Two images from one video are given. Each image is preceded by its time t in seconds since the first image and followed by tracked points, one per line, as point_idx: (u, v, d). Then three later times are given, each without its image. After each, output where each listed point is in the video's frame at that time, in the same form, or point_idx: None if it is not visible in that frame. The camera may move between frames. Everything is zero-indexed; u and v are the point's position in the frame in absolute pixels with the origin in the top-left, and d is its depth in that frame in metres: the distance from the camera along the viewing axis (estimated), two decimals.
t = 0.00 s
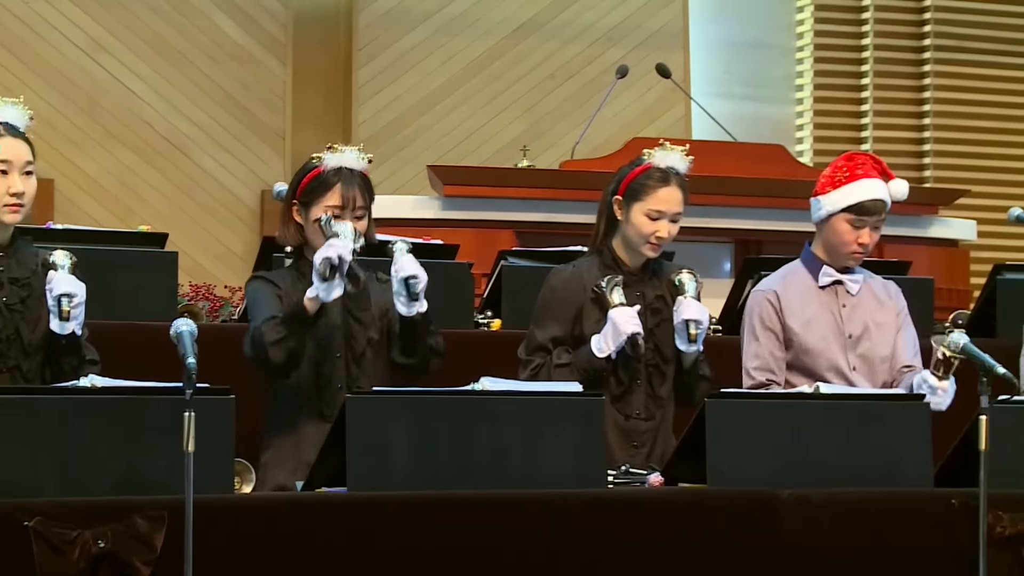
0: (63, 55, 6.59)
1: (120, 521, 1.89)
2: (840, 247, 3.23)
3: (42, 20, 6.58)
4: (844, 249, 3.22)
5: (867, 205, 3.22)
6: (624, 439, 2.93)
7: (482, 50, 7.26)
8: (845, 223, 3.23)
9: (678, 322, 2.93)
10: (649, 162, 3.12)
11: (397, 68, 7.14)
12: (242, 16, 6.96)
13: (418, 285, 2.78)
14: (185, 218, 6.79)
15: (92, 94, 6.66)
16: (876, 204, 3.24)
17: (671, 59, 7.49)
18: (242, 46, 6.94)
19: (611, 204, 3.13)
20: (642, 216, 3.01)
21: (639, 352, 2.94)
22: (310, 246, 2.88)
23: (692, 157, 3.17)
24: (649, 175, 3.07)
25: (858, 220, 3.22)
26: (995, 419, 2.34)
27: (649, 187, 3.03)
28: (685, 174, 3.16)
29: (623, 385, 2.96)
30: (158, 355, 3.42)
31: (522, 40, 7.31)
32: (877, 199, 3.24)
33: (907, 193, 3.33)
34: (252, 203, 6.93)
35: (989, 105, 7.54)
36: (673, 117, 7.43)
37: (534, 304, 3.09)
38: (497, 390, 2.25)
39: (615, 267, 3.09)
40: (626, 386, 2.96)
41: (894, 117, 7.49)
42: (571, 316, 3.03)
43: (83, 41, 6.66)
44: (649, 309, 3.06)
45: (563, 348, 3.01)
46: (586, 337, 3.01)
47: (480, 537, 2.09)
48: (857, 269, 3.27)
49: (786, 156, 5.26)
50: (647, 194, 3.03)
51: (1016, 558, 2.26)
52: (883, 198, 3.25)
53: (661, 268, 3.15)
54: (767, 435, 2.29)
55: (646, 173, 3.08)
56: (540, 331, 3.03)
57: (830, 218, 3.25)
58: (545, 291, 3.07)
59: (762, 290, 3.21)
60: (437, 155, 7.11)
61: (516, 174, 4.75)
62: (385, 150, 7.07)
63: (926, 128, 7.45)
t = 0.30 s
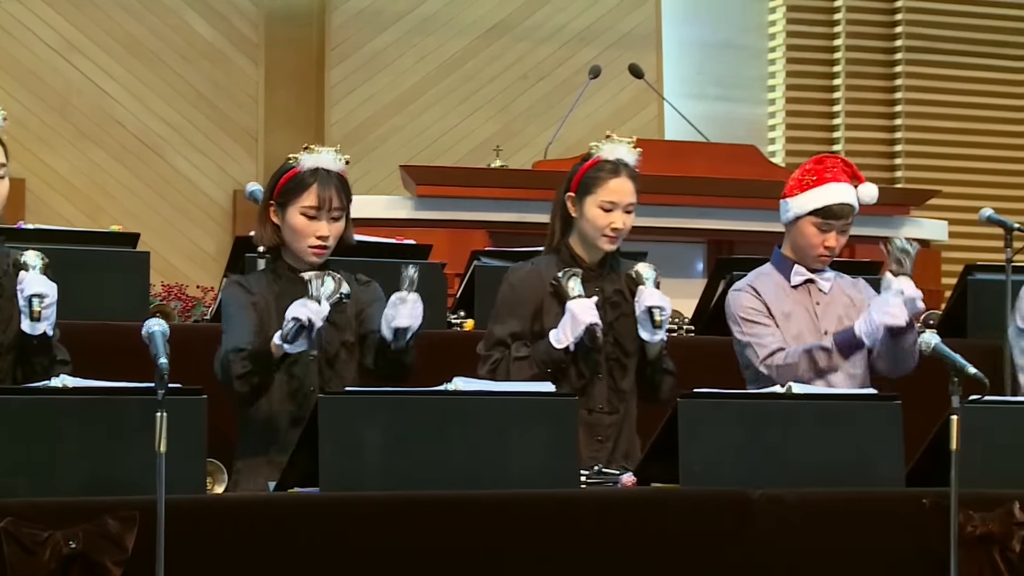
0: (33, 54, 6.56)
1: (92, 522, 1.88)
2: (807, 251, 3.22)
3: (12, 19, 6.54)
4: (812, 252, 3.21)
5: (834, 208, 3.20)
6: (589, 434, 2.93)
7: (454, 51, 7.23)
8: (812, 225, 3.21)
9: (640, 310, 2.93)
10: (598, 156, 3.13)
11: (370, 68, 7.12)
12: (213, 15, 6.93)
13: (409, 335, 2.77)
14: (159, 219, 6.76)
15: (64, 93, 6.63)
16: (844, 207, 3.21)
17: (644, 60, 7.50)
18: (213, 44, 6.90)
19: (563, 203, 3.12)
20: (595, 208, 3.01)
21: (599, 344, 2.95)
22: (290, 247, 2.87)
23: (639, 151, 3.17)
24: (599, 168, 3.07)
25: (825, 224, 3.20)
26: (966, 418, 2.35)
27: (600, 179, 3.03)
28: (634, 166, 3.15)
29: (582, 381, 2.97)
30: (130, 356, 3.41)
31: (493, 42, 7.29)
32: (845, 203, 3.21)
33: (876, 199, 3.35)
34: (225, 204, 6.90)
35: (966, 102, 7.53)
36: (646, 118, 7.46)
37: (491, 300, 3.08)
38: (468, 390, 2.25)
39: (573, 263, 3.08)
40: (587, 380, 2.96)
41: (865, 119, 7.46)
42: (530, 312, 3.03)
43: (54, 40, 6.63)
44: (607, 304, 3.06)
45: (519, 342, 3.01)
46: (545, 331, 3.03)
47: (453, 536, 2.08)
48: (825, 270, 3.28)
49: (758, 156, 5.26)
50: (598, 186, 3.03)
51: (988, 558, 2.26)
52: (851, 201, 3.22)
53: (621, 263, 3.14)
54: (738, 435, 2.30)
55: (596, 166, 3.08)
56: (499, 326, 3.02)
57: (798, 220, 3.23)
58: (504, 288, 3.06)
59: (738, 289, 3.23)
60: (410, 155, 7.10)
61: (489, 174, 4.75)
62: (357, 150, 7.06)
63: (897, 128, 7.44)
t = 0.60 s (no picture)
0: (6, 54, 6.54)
1: (65, 522, 1.88)
2: (798, 246, 3.23)
3: None
4: (803, 248, 3.22)
5: (826, 203, 3.22)
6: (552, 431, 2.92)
7: (429, 51, 7.22)
8: (804, 220, 3.23)
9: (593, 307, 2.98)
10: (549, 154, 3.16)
11: (345, 68, 7.10)
12: (186, 13, 6.89)
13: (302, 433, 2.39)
14: (133, 219, 6.75)
15: (37, 94, 6.62)
16: (834, 202, 3.24)
17: (620, 60, 7.50)
18: (186, 44, 6.87)
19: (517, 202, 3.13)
20: (547, 205, 3.01)
21: (557, 343, 2.94)
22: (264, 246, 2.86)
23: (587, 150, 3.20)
24: (550, 166, 3.09)
25: (816, 218, 3.22)
26: (938, 418, 2.36)
27: (551, 177, 3.05)
28: (583, 164, 3.18)
29: (543, 379, 2.97)
30: (104, 356, 3.40)
31: (468, 41, 7.28)
32: (835, 197, 3.23)
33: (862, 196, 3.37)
34: (198, 203, 6.87)
35: (929, 106, 7.53)
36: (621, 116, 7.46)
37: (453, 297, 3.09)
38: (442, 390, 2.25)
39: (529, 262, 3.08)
40: (545, 378, 2.96)
41: (841, 119, 7.47)
42: (488, 309, 3.03)
43: (27, 41, 6.62)
44: (564, 301, 3.05)
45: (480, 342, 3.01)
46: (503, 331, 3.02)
47: (428, 536, 2.08)
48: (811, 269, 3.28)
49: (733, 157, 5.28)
50: (549, 184, 3.04)
51: (960, 557, 2.27)
52: (840, 195, 3.25)
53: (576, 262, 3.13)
54: (712, 435, 2.30)
55: (547, 165, 3.10)
56: (457, 326, 3.03)
57: (789, 216, 3.24)
58: (461, 286, 3.06)
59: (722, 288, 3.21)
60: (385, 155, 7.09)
61: (463, 174, 4.74)
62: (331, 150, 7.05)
63: (870, 130, 7.44)
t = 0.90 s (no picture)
0: None
1: (41, 523, 1.87)
2: (787, 252, 3.20)
3: None
4: (790, 254, 3.19)
5: (816, 212, 3.18)
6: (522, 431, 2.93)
7: (407, 51, 7.22)
8: (793, 228, 3.19)
9: (558, 307, 2.98)
10: (511, 156, 3.15)
11: (322, 68, 7.09)
12: (163, 13, 6.88)
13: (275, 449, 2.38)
14: (109, 219, 6.73)
15: (15, 93, 6.58)
16: (825, 211, 3.20)
17: (598, 60, 7.51)
18: (163, 43, 6.86)
19: (480, 203, 3.13)
20: (512, 208, 3.01)
21: (524, 345, 2.94)
22: (224, 252, 2.83)
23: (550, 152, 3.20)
24: (514, 168, 3.08)
25: (805, 227, 3.19)
26: (916, 419, 2.34)
27: (516, 179, 3.05)
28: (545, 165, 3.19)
29: (512, 381, 2.97)
30: (81, 357, 3.39)
31: (446, 42, 7.28)
32: (826, 207, 3.20)
33: (856, 202, 3.35)
34: (174, 203, 6.85)
35: (907, 108, 7.55)
36: (600, 117, 7.47)
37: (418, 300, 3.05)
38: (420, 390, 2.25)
39: (494, 265, 3.07)
40: (515, 378, 2.97)
41: (817, 118, 7.49)
42: (455, 312, 3.00)
43: (4, 40, 6.57)
44: (531, 303, 3.05)
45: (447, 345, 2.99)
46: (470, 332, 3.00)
47: (405, 534, 2.08)
48: (802, 272, 3.26)
49: (708, 156, 5.28)
50: (513, 186, 3.04)
51: (937, 557, 2.27)
52: (831, 205, 3.21)
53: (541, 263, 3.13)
54: (687, 435, 2.30)
55: (511, 166, 3.09)
56: (423, 329, 3.00)
57: (778, 223, 3.21)
58: (425, 289, 3.03)
59: (709, 292, 3.15)
60: (363, 155, 7.09)
61: (440, 174, 4.74)
62: (309, 150, 7.04)
63: (847, 130, 7.46)
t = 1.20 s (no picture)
0: None
1: (19, 523, 1.86)
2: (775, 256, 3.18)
3: None
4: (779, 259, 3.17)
5: (804, 217, 3.14)
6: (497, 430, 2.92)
7: (385, 52, 7.21)
8: (780, 234, 3.15)
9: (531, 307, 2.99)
10: (484, 157, 3.15)
11: (301, 68, 7.05)
12: (141, 12, 6.87)
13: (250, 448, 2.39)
14: (87, 219, 6.71)
15: None
16: (813, 216, 3.15)
17: (578, 61, 7.51)
18: (141, 43, 6.85)
19: (453, 203, 3.12)
20: (484, 208, 3.01)
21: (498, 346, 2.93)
22: (189, 245, 2.82)
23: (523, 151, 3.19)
24: (487, 168, 3.09)
25: (793, 232, 3.15)
26: (893, 418, 2.35)
27: (489, 179, 3.05)
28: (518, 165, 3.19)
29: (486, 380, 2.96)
30: (58, 357, 3.38)
31: (425, 42, 7.28)
32: (813, 211, 3.15)
33: (843, 203, 3.34)
34: (151, 201, 6.84)
35: (884, 108, 7.57)
36: (579, 117, 7.47)
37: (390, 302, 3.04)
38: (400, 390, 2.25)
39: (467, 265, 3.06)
40: (490, 376, 2.96)
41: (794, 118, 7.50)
42: (428, 313, 2.99)
43: None
44: (504, 304, 3.05)
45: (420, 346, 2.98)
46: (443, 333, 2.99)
47: (384, 534, 2.08)
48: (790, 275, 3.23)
49: (685, 156, 5.29)
50: (486, 186, 3.04)
51: (914, 557, 2.28)
52: (820, 210, 3.16)
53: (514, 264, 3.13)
54: (666, 436, 2.30)
55: (484, 166, 3.10)
56: (396, 331, 2.98)
57: (767, 228, 3.17)
58: (398, 290, 3.02)
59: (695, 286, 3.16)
60: (343, 155, 7.08)
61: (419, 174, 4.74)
62: (287, 150, 7.00)
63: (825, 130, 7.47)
